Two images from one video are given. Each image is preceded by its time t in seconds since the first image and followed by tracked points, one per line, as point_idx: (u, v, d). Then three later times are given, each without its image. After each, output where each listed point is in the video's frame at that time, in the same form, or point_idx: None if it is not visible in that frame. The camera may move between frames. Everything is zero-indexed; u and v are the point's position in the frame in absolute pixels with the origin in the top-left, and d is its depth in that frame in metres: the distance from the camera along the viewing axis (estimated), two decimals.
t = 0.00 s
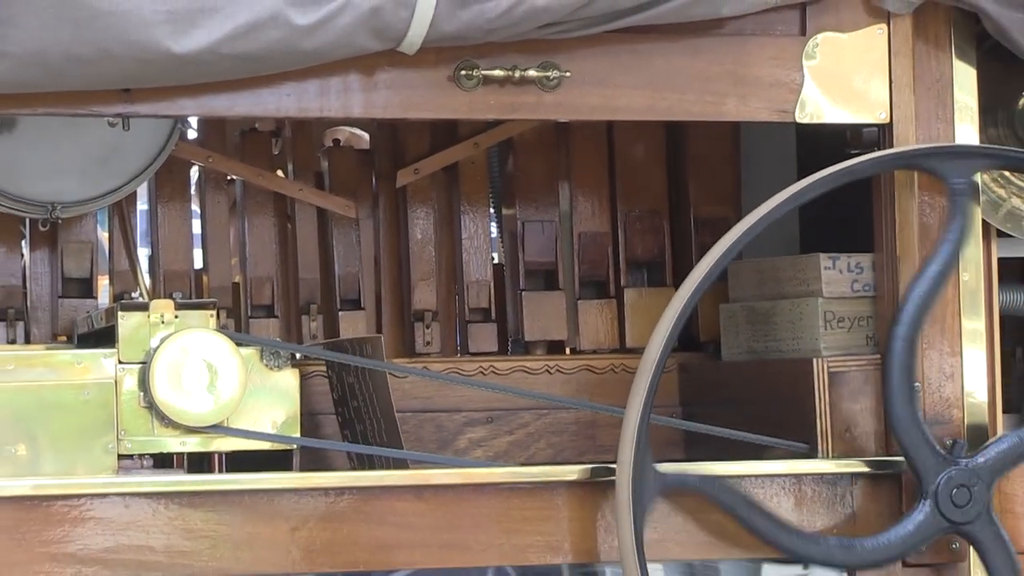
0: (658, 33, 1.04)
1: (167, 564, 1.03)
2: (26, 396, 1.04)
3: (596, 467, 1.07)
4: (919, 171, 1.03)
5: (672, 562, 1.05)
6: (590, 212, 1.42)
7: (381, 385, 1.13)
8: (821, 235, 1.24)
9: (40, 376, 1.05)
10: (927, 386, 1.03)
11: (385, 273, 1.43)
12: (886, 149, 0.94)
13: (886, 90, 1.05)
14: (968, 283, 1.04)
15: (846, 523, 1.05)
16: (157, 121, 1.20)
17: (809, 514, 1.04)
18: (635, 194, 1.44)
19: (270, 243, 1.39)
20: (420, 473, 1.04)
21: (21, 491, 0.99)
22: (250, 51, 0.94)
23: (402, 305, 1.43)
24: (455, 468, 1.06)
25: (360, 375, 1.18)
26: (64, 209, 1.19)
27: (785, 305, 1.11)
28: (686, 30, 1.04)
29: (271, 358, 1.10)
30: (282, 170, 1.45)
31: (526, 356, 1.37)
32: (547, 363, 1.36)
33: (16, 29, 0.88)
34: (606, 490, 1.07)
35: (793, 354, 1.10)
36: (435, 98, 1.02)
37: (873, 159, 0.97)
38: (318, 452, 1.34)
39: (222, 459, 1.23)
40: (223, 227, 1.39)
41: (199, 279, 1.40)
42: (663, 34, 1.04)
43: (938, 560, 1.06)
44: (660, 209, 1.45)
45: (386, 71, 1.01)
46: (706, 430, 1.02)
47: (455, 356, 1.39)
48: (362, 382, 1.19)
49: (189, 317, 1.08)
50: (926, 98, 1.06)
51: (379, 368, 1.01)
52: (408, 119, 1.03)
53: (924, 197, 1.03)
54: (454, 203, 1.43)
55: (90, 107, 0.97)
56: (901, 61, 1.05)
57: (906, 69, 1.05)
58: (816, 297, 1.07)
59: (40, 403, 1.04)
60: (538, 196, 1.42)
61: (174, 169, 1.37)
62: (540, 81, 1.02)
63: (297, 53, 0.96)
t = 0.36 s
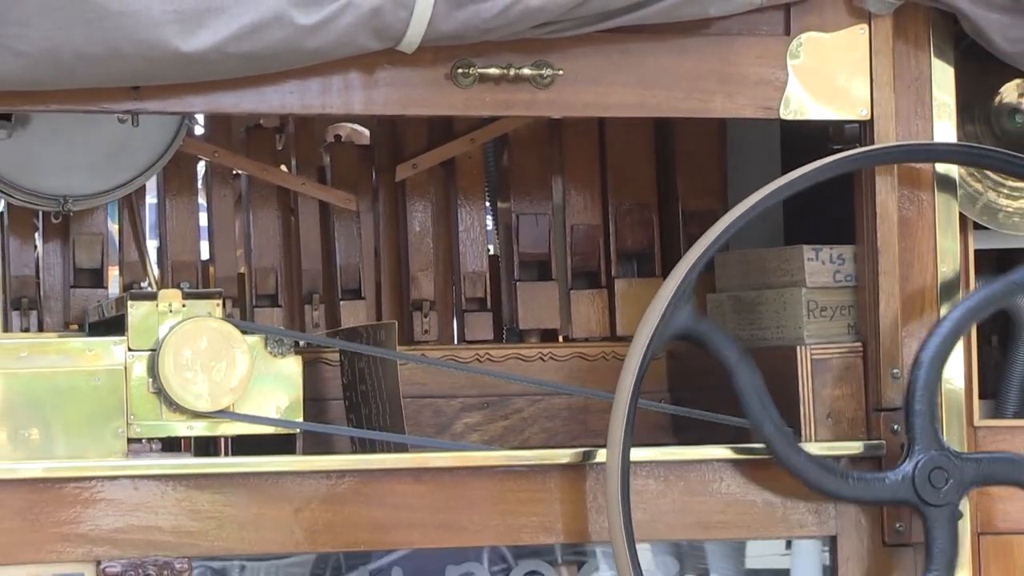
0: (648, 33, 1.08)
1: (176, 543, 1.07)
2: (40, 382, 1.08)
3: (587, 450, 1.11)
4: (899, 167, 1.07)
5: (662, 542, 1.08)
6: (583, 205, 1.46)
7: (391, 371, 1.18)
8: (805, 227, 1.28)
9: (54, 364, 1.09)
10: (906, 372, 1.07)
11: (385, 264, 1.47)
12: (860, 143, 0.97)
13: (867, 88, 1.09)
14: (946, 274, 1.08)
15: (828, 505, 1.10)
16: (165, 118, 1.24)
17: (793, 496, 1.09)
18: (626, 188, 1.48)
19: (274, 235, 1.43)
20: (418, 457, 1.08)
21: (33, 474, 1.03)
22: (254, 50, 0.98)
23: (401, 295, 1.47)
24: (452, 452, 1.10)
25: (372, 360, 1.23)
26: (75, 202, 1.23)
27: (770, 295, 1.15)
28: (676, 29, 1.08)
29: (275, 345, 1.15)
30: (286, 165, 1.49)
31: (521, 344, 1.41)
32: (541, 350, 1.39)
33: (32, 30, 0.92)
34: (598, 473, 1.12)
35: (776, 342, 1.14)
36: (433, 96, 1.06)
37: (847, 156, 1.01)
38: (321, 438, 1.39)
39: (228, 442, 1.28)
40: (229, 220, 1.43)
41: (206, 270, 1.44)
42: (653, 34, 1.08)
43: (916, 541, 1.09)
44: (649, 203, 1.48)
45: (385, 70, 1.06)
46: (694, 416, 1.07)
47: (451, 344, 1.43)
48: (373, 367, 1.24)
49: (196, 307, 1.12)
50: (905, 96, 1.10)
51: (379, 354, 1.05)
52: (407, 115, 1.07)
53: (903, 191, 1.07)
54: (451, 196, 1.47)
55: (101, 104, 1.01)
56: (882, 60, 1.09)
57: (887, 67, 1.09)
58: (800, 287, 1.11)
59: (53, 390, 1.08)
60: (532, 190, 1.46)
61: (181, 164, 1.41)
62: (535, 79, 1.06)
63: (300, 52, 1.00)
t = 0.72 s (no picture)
0: (635, 31, 1.12)
1: (181, 523, 1.11)
2: (51, 367, 1.12)
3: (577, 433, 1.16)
4: (876, 159, 1.11)
5: (651, 522, 1.12)
6: (572, 197, 1.50)
7: (395, 358, 1.24)
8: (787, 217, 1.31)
9: (62, 349, 1.12)
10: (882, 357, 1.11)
11: (383, 255, 1.51)
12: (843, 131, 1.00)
13: (846, 84, 1.14)
14: (921, 263, 1.12)
15: (808, 486, 1.14)
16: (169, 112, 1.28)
17: (775, 477, 1.13)
18: (615, 181, 1.52)
19: (275, 226, 1.47)
20: (413, 440, 1.13)
21: (42, 456, 1.07)
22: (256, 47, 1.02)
23: (398, 284, 1.51)
24: (446, 435, 1.15)
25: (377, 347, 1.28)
26: (83, 194, 1.27)
27: (753, 283, 1.19)
28: (662, 28, 1.12)
29: (276, 333, 1.18)
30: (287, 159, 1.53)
31: (512, 331, 1.46)
32: (532, 337, 1.45)
33: (43, 28, 0.97)
34: (586, 455, 1.16)
35: (760, 328, 1.18)
36: (428, 92, 1.10)
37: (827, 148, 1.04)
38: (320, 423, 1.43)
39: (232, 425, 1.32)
40: (231, 211, 1.47)
41: (209, 259, 1.48)
42: (640, 32, 1.12)
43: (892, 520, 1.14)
44: (637, 195, 1.52)
45: (382, 66, 1.10)
46: (680, 399, 1.11)
47: (446, 331, 1.47)
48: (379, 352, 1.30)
49: (200, 295, 1.16)
50: (883, 92, 1.14)
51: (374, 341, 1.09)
52: (404, 110, 1.11)
53: (881, 183, 1.12)
54: (446, 188, 1.51)
55: (109, 99, 1.05)
56: (860, 58, 1.13)
57: (865, 64, 1.13)
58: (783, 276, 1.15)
59: (62, 374, 1.12)
60: (523, 182, 1.50)
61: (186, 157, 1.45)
62: (526, 76, 1.11)
63: (300, 49, 1.04)
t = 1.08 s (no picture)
0: (621, 32, 1.16)
1: (183, 506, 1.16)
2: (58, 357, 1.16)
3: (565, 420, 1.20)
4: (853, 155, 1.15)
5: (638, 504, 1.17)
6: (560, 191, 1.55)
7: (399, 346, 1.28)
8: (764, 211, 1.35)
9: (69, 339, 1.17)
10: (859, 347, 1.15)
11: (378, 248, 1.55)
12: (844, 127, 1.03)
13: (824, 83, 1.18)
14: (896, 255, 1.16)
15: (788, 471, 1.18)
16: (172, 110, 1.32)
17: (756, 461, 1.17)
18: (602, 177, 1.56)
19: (274, 220, 1.51)
20: (407, 426, 1.17)
21: (50, 442, 1.11)
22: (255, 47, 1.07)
23: (392, 275, 1.56)
24: (438, 421, 1.19)
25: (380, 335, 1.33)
26: (89, 188, 1.32)
27: (735, 275, 1.24)
28: (647, 29, 1.16)
29: (275, 322, 1.23)
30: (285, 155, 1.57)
31: (502, 320, 1.50)
32: (522, 326, 1.49)
33: (51, 29, 1.01)
34: (575, 440, 1.20)
35: (743, 318, 1.23)
36: (421, 91, 1.15)
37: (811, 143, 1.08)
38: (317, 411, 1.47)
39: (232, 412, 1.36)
40: (232, 206, 1.51)
41: (210, 252, 1.52)
42: (626, 33, 1.16)
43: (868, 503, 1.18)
44: (623, 190, 1.57)
45: (377, 66, 1.14)
46: (663, 386, 1.15)
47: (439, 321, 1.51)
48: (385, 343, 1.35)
49: (201, 286, 1.20)
50: (860, 90, 1.18)
51: (369, 329, 1.14)
52: (398, 108, 1.15)
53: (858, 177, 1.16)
54: (439, 184, 1.56)
55: (114, 97, 1.09)
56: (837, 58, 1.18)
57: (843, 64, 1.18)
58: (765, 268, 1.19)
59: (69, 363, 1.16)
60: (513, 177, 1.55)
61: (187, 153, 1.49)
62: (515, 75, 1.15)
63: (298, 49, 1.08)
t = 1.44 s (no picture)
0: (609, 35, 1.21)
1: (186, 492, 1.20)
2: (66, 348, 1.21)
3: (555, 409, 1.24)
4: (832, 155, 1.20)
5: (626, 490, 1.21)
6: (551, 189, 1.59)
7: (402, 344, 1.33)
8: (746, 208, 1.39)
9: (76, 331, 1.21)
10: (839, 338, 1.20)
11: (374, 243, 1.59)
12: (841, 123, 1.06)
13: (804, 85, 1.22)
14: (874, 251, 1.21)
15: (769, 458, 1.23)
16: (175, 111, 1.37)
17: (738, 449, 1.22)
18: (591, 174, 1.60)
19: (274, 217, 1.56)
20: (403, 415, 1.22)
21: (57, 430, 1.16)
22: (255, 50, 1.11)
23: (389, 269, 1.60)
24: (433, 410, 1.24)
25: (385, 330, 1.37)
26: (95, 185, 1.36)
27: (718, 269, 1.28)
28: (634, 32, 1.21)
29: (275, 316, 1.27)
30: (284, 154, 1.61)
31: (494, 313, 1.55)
32: (513, 319, 1.54)
33: (58, 32, 1.05)
34: (564, 429, 1.25)
35: (726, 311, 1.27)
36: (416, 92, 1.19)
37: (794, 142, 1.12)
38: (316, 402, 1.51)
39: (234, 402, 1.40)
40: (233, 203, 1.55)
41: (212, 248, 1.57)
42: (613, 36, 1.20)
43: (848, 489, 1.23)
44: (612, 187, 1.60)
45: (374, 67, 1.18)
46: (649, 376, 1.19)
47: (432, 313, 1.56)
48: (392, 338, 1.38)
49: (203, 281, 1.24)
50: (839, 90, 1.23)
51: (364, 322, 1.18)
52: (393, 108, 1.19)
53: (837, 176, 1.20)
54: (433, 181, 1.60)
55: (120, 98, 1.14)
56: (817, 60, 1.22)
57: (822, 66, 1.22)
58: (747, 262, 1.23)
59: (77, 355, 1.21)
60: (505, 175, 1.59)
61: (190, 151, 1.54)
62: (507, 76, 1.19)
63: (297, 51, 1.12)
